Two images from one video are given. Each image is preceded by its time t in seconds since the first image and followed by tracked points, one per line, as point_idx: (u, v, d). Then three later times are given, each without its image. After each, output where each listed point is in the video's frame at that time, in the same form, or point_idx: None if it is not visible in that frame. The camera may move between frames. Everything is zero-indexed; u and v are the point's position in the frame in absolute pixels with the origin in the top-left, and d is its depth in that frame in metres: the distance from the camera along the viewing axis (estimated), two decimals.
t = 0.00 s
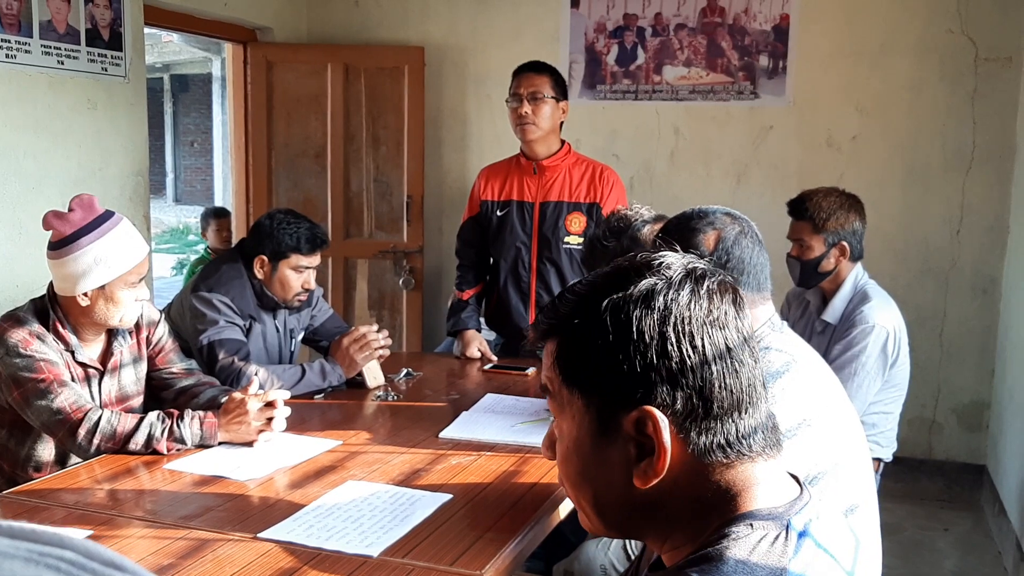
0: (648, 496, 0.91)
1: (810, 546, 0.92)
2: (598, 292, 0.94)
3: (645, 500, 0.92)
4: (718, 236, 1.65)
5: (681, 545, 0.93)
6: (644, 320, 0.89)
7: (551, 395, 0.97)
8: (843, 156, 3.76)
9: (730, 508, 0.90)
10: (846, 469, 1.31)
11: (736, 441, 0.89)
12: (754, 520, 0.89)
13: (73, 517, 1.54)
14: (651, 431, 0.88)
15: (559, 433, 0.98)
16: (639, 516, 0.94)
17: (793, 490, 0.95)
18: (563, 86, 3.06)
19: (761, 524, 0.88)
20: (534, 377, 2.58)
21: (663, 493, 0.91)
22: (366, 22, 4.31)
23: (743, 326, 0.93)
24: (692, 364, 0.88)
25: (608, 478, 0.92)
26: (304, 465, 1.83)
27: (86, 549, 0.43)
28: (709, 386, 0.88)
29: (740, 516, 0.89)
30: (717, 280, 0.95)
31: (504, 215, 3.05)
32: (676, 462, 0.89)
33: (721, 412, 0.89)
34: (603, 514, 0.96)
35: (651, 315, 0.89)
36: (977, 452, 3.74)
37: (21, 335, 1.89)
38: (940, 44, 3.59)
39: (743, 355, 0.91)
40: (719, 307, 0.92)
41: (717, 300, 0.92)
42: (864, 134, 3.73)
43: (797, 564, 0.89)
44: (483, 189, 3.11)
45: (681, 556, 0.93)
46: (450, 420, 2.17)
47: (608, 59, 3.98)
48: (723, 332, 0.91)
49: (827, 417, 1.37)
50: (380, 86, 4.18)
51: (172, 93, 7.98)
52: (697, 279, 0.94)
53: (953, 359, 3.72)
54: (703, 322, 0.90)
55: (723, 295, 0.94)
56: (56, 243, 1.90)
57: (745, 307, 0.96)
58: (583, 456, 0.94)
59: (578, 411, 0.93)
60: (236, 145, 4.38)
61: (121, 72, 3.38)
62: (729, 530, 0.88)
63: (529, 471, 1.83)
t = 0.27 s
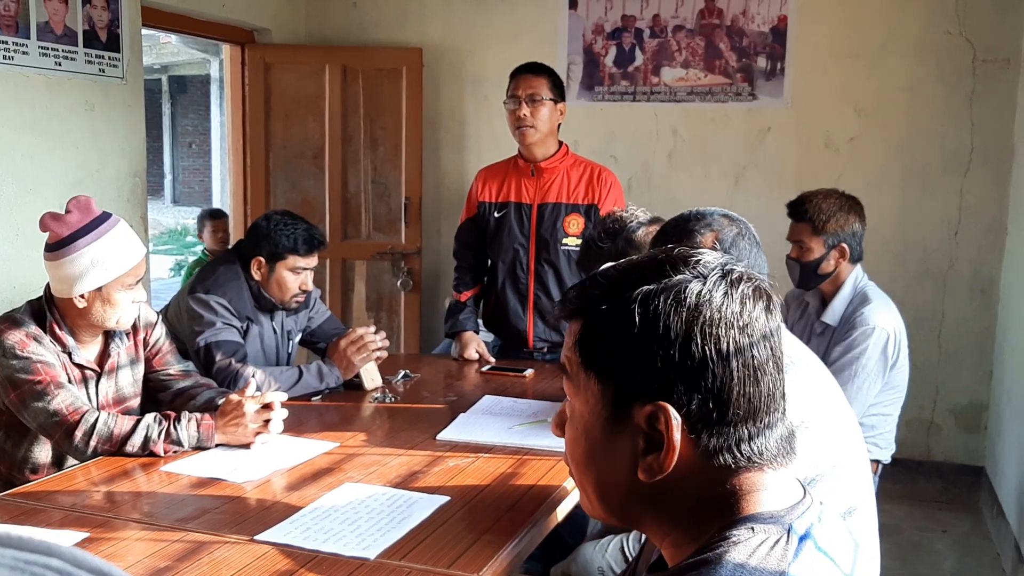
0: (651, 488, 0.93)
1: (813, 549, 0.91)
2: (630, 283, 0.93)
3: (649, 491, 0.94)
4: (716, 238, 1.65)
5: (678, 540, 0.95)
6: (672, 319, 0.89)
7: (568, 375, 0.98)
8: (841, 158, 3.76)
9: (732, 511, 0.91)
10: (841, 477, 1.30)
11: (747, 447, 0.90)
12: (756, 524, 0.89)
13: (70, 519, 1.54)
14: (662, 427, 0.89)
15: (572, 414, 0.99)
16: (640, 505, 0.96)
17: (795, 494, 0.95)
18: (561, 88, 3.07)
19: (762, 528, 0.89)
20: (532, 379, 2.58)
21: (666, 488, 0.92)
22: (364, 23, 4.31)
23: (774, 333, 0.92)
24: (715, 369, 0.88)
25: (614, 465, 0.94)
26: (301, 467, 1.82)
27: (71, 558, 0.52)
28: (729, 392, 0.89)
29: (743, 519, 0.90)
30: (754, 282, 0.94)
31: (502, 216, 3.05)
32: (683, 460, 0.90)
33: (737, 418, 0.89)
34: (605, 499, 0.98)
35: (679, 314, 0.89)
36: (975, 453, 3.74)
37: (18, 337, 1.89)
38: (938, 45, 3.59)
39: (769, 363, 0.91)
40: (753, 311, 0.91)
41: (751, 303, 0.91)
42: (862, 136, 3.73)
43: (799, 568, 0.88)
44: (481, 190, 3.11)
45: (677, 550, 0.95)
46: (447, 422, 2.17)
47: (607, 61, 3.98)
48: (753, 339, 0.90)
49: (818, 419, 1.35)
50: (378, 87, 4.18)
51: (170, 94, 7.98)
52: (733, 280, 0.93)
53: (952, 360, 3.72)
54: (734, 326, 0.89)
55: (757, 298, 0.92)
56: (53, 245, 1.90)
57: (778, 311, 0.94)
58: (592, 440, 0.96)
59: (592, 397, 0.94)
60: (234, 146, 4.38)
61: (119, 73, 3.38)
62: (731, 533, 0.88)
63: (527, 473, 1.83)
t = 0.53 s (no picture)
0: (659, 480, 0.95)
1: (816, 555, 0.90)
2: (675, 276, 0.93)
3: (655, 482, 0.96)
4: (716, 239, 1.66)
5: (676, 536, 0.97)
6: (712, 321, 0.89)
7: (595, 354, 1.00)
8: (840, 160, 3.77)
9: (735, 516, 0.93)
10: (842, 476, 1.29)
11: (763, 458, 0.91)
12: (756, 530, 0.90)
13: (70, 521, 1.54)
14: (681, 423, 0.91)
15: (592, 393, 1.01)
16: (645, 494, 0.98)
17: (800, 500, 0.95)
18: (562, 91, 3.07)
19: (762, 534, 0.90)
20: (532, 381, 2.58)
21: (674, 482, 0.95)
22: (364, 25, 4.31)
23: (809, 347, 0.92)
24: (746, 376, 0.89)
25: (625, 451, 0.97)
26: (301, 470, 1.82)
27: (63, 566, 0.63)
28: (757, 400, 0.89)
29: (744, 526, 0.91)
30: (800, 293, 0.93)
31: (503, 217, 3.05)
32: (695, 459, 0.92)
33: (758, 427, 0.90)
34: (612, 482, 1.01)
35: (720, 318, 0.89)
36: (975, 455, 3.74)
37: (17, 339, 1.89)
38: (938, 47, 3.59)
39: (800, 377, 0.91)
40: (794, 324, 0.90)
41: (794, 315, 0.91)
42: (861, 138, 3.73)
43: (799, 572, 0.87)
44: (481, 191, 3.11)
45: (674, 544, 0.98)
46: (447, 424, 2.17)
47: (606, 63, 3.98)
48: (789, 350, 0.90)
49: (824, 423, 1.35)
50: (378, 90, 4.18)
51: (170, 96, 7.99)
52: (779, 288, 0.92)
53: (952, 362, 3.72)
54: (772, 337, 0.89)
55: (800, 309, 0.92)
56: (54, 247, 1.90)
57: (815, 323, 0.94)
58: (609, 423, 0.98)
59: (616, 382, 0.96)
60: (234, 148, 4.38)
61: (119, 75, 3.38)
62: (731, 539, 0.90)
63: (527, 475, 1.83)
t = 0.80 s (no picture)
0: (669, 470, 0.96)
1: (819, 553, 0.91)
2: (699, 269, 0.93)
3: (665, 472, 0.97)
4: (717, 237, 1.67)
5: (683, 527, 0.98)
6: (735, 316, 0.89)
7: (613, 340, 1.01)
8: (840, 160, 3.77)
9: (743, 513, 0.93)
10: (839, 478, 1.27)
11: (774, 456, 0.92)
12: (762, 527, 0.91)
13: (71, 519, 1.54)
14: (694, 415, 0.91)
15: (608, 380, 1.02)
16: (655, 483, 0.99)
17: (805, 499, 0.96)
18: (557, 94, 3.05)
19: (768, 532, 0.91)
20: (532, 381, 2.58)
21: (684, 474, 0.95)
22: (365, 25, 4.32)
23: (828, 348, 0.92)
24: (765, 373, 0.89)
25: (638, 439, 0.97)
26: (302, 468, 1.82)
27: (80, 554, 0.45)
28: (774, 398, 0.90)
29: (750, 523, 0.92)
30: (823, 294, 0.93)
31: (508, 217, 3.05)
32: (707, 453, 0.93)
33: (772, 425, 0.91)
34: (622, 470, 1.01)
35: (743, 314, 0.89)
36: (975, 455, 3.74)
37: (19, 338, 1.89)
38: (938, 48, 3.60)
39: (818, 377, 0.92)
40: (816, 324, 0.91)
41: (816, 315, 0.91)
42: (862, 138, 3.73)
43: (801, 570, 0.88)
44: (483, 190, 3.10)
45: (680, 535, 0.98)
46: (448, 423, 2.17)
47: (607, 63, 3.98)
48: (809, 350, 0.90)
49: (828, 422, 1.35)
50: (379, 90, 4.19)
51: (171, 96, 8.00)
52: (802, 288, 0.92)
53: (952, 362, 3.72)
54: (794, 335, 0.89)
55: (822, 310, 0.92)
56: (56, 246, 1.90)
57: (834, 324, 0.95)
58: (622, 410, 0.99)
59: (633, 370, 0.96)
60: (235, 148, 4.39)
61: (120, 75, 3.38)
62: (736, 536, 0.91)
63: (528, 474, 1.83)
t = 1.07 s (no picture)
0: (673, 470, 0.96)
1: (825, 553, 0.91)
2: (707, 269, 0.94)
3: (669, 471, 0.97)
4: (715, 236, 1.67)
5: (685, 527, 0.98)
6: (744, 317, 0.89)
7: (619, 337, 1.01)
8: (839, 160, 3.77)
9: (746, 515, 0.93)
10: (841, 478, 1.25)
11: (779, 458, 0.92)
12: (765, 529, 0.91)
13: (70, 519, 1.54)
14: (700, 415, 0.91)
15: (614, 377, 1.02)
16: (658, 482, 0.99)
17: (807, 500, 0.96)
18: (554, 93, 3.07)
19: (771, 533, 0.90)
20: (531, 381, 2.58)
21: (688, 474, 0.95)
22: (364, 25, 4.32)
23: (838, 351, 0.92)
24: (771, 375, 0.89)
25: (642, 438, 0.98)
26: (301, 468, 1.82)
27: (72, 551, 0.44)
28: (780, 400, 0.90)
29: (752, 526, 0.92)
30: (833, 297, 0.93)
31: (511, 214, 3.04)
32: (711, 453, 0.93)
33: (778, 426, 0.91)
34: (627, 468, 1.02)
35: (751, 315, 0.89)
36: (974, 456, 3.74)
37: (18, 338, 1.89)
38: (937, 48, 3.60)
39: (827, 379, 0.91)
40: (825, 326, 0.91)
41: (825, 317, 0.91)
42: (861, 138, 3.73)
43: (807, 570, 0.88)
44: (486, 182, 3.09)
45: (683, 535, 0.98)
46: (447, 423, 2.17)
47: (606, 63, 3.98)
48: (817, 352, 0.90)
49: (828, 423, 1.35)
50: (378, 90, 4.19)
51: (170, 97, 8.00)
52: (812, 290, 0.92)
53: (951, 363, 3.72)
54: (802, 337, 0.89)
55: (832, 311, 0.92)
56: (54, 246, 1.90)
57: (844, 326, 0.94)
58: (628, 408, 0.99)
59: (639, 368, 0.97)
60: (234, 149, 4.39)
61: (119, 75, 3.38)
62: (739, 538, 0.90)
63: (526, 474, 1.83)
